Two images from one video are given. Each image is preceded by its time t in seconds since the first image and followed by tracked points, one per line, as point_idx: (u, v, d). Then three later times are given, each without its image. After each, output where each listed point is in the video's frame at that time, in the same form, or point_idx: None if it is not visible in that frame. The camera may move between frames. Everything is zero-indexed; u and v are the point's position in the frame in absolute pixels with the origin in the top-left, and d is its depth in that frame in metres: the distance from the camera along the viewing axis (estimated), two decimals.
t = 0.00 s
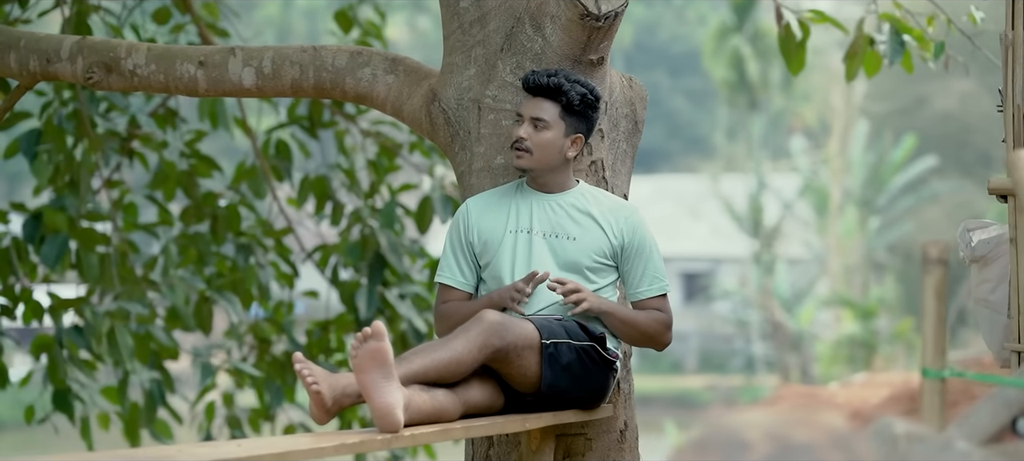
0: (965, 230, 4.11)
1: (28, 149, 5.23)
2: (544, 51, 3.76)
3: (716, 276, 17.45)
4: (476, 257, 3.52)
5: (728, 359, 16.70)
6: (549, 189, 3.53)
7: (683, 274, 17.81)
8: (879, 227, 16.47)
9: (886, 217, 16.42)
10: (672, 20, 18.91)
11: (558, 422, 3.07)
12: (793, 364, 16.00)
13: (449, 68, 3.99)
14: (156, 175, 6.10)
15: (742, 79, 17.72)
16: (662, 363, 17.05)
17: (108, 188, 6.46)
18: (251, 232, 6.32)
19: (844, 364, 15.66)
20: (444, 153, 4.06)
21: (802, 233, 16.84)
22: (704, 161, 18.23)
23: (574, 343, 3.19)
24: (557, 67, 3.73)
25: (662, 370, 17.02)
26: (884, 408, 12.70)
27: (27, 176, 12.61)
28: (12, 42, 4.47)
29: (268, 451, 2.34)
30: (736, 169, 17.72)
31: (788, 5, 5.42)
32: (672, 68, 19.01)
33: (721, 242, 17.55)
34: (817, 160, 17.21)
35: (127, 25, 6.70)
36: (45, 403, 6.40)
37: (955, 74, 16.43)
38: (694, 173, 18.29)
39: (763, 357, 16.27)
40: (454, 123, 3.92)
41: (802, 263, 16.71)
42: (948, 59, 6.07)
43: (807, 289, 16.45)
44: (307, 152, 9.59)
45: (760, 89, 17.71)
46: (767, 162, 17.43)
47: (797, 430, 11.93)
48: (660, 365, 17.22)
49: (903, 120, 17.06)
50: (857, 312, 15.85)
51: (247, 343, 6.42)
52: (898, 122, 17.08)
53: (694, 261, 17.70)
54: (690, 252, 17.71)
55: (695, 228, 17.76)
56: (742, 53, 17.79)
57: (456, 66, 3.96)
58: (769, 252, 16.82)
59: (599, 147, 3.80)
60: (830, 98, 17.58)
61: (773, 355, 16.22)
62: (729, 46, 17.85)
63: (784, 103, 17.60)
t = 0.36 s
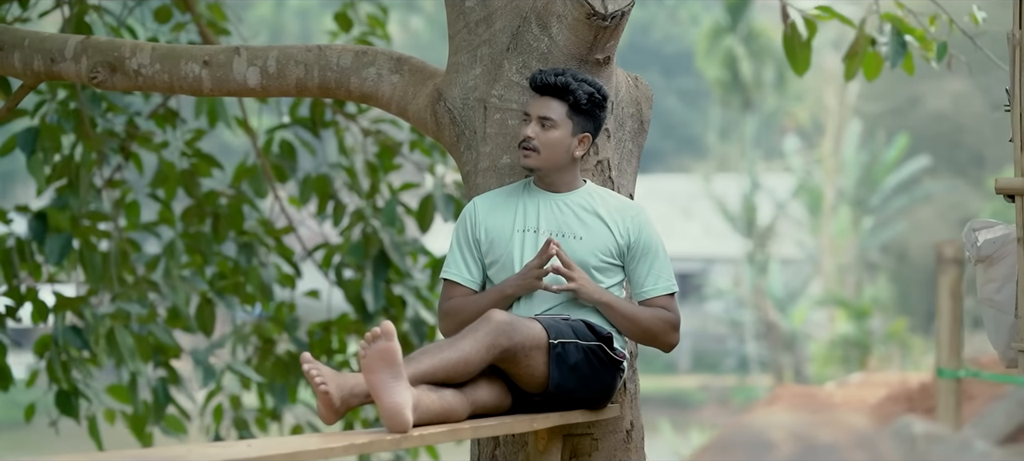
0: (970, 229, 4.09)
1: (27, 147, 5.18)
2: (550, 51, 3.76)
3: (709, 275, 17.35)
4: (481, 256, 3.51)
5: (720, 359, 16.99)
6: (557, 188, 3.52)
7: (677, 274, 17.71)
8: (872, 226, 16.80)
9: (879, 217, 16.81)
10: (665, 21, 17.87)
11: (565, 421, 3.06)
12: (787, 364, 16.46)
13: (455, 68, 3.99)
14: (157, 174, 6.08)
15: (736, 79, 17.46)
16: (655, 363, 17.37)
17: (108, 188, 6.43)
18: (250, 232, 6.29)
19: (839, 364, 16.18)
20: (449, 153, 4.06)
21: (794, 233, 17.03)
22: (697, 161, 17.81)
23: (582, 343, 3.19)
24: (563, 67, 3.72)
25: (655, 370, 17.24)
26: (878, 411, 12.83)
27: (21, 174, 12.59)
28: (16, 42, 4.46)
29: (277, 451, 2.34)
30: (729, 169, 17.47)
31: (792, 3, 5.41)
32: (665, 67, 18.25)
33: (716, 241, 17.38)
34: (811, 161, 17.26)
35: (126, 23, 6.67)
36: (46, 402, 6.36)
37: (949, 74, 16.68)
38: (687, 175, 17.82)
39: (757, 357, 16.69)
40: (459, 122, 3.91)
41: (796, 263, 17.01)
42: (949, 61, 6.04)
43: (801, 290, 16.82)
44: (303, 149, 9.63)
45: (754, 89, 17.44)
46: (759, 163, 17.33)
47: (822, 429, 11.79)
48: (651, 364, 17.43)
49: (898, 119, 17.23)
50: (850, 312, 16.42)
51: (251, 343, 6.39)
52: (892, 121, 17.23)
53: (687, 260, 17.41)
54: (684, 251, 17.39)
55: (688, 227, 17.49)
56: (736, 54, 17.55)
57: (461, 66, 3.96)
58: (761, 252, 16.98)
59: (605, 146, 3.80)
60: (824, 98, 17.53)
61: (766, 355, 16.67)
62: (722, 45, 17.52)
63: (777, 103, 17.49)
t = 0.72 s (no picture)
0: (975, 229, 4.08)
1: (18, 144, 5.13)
2: (556, 51, 3.76)
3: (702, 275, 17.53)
4: (486, 256, 3.50)
5: (713, 359, 17.28)
6: (562, 189, 3.51)
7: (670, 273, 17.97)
8: (864, 226, 17.05)
9: (872, 216, 17.04)
10: (658, 21, 18.42)
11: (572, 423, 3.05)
12: (780, 364, 16.64)
13: (459, 68, 3.98)
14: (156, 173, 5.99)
15: (728, 78, 18.14)
16: (649, 363, 17.73)
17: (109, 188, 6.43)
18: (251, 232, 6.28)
19: (832, 365, 16.32)
20: (453, 154, 4.05)
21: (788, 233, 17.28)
22: (689, 161, 18.46)
23: (588, 343, 3.19)
24: (568, 67, 3.72)
25: (650, 371, 17.62)
26: (877, 409, 12.88)
27: (13, 175, 12.58)
28: (18, 42, 4.46)
29: (286, 452, 2.33)
30: (722, 169, 18.07)
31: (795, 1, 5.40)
32: (656, 67, 18.70)
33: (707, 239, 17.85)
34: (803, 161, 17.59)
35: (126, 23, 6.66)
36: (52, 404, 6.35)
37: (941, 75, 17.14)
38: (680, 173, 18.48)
39: (749, 357, 16.94)
40: (463, 123, 3.91)
41: (788, 263, 17.24)
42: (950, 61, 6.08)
43: (794, 290, 17.13)
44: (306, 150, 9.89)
45: (746, 88, 18.19)
46: (753, 162, 17.95)
47: (843, 430, 12.02)
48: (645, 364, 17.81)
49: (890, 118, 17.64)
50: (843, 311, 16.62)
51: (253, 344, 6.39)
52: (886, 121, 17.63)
53: (681, 260, 17.78)
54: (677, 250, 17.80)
55: (681, 226, 17.97)
56: (729, 54, 18.18)
57: (465, 66, 3.95)
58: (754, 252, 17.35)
59: (610, 146, 3.79)
60: (816, 97, 17.93)
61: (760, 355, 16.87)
62: (716, 45, 18.15)
63: (770, 102, 18.11)
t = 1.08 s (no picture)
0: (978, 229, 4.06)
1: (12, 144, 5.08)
2: (560, 50, 3.75)
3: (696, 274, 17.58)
4: (491, 256, 3.50)
5: (704, 358, 17.43)
6: (567, 189, 3.50)
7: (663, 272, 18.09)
8: (857, 226, 17.25)
9: (864, 216, 17.24)
10: (650, 23, 18.42)
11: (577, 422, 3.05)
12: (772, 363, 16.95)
13: (462, 68, 3.97)
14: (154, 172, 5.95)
15: (720, 77, 18.20)
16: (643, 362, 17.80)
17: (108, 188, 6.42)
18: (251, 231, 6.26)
19: (825, 364, 16.48)
20: (456, 153, 4.04)
21: (779, 233, 17.46)
22: (682, 160, 18.41)
23: (593, 343, 3.18)
24: (572, 66, 3.71)
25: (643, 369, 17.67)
26: (872, 409, 12.94)
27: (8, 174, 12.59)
28: (20, 41, 4.45)
29: (294, 452, 2.32)
30: (713, 168, 18.08)
31: None
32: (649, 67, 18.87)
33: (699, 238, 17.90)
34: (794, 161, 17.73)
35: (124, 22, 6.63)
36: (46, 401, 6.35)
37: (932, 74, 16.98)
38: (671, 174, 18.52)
39: (742, 357, 17.15)
40: (467, 122, 3.90)
41: (780, 262, 17.40)
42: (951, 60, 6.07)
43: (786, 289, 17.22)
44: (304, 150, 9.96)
45: (738, 88, 18.22)
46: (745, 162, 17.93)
47: (861, 430, 12.09)
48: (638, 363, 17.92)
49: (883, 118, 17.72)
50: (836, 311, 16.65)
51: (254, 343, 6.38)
52: (878, 120, 17.62)
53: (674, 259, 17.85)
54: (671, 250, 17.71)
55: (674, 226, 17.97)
56: (721, 53, 18.17)
57: (469, 66, 3.95)
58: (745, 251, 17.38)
59: (614, 146, 3.78)
60: (809, 97, 17.91)
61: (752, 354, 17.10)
62: (709, 44, 18.16)
63: (761, 101, 18.15)
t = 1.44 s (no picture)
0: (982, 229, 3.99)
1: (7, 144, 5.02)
2: (562, 50, 3.74)
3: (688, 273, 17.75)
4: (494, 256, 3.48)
5: (696, 358, 17.58)
6: (569, 190, 3.50)
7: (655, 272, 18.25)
8: (848, 225, 17.43)
9: (855, 215, 17.43)
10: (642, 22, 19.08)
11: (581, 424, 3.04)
12: (763, 362, 16.96)
13: (464, 67, 3.97)
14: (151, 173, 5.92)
15: (711, 78, 18.60)
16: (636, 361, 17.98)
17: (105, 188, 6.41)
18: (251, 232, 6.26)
19: (817, 364, 16.39)
20: (458, 153, 4.03)
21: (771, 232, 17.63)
22: (673, 160, 18.96)
23: (597, 343, 3.18)
24: (575, 66, 3.71)
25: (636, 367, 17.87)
26: (875, 409, 13.02)
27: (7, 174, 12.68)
28: (20, 41, 4.44)
29: (303, 452, 2.31)
30: (704, 168, 18.55)
31: None
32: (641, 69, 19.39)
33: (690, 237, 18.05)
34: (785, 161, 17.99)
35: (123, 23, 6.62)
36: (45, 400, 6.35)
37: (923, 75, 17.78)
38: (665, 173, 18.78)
39: (734, 357, 17.31)
40: (469, 122, 3.89)
41: (771, 262, 17.56)
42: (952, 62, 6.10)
43: (778, 289, 17.36)
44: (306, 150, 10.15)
45: (730, 88, 18.62)
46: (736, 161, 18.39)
47: (879, 430, 12.21)
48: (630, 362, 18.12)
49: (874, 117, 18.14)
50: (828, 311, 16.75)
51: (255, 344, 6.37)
52: (870, 120, 18.13)
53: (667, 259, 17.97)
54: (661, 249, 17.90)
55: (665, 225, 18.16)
56: (713, 53, 18.61)
57: (470, 66, 3.94)
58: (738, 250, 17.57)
59: (616, 146, 3.77)
60: (800, 97, 18.38)
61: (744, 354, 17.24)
62: (700, 45, 18.61)
63: (754, 101, 18.53)
